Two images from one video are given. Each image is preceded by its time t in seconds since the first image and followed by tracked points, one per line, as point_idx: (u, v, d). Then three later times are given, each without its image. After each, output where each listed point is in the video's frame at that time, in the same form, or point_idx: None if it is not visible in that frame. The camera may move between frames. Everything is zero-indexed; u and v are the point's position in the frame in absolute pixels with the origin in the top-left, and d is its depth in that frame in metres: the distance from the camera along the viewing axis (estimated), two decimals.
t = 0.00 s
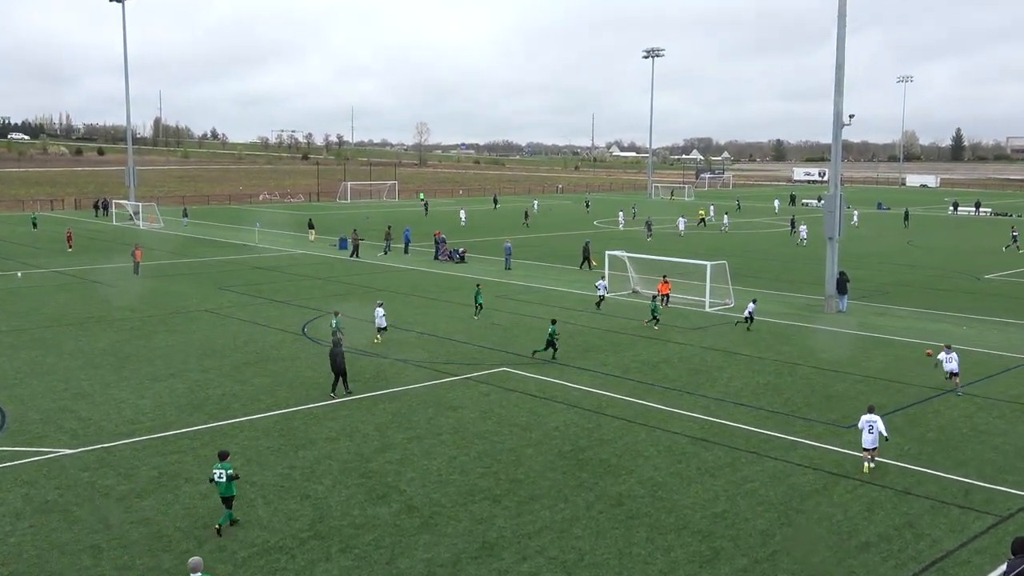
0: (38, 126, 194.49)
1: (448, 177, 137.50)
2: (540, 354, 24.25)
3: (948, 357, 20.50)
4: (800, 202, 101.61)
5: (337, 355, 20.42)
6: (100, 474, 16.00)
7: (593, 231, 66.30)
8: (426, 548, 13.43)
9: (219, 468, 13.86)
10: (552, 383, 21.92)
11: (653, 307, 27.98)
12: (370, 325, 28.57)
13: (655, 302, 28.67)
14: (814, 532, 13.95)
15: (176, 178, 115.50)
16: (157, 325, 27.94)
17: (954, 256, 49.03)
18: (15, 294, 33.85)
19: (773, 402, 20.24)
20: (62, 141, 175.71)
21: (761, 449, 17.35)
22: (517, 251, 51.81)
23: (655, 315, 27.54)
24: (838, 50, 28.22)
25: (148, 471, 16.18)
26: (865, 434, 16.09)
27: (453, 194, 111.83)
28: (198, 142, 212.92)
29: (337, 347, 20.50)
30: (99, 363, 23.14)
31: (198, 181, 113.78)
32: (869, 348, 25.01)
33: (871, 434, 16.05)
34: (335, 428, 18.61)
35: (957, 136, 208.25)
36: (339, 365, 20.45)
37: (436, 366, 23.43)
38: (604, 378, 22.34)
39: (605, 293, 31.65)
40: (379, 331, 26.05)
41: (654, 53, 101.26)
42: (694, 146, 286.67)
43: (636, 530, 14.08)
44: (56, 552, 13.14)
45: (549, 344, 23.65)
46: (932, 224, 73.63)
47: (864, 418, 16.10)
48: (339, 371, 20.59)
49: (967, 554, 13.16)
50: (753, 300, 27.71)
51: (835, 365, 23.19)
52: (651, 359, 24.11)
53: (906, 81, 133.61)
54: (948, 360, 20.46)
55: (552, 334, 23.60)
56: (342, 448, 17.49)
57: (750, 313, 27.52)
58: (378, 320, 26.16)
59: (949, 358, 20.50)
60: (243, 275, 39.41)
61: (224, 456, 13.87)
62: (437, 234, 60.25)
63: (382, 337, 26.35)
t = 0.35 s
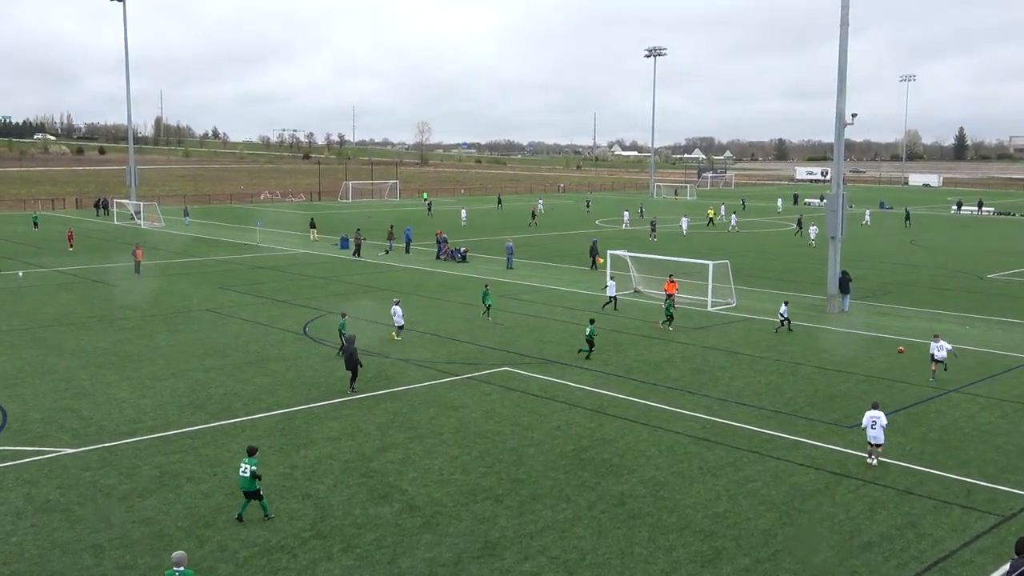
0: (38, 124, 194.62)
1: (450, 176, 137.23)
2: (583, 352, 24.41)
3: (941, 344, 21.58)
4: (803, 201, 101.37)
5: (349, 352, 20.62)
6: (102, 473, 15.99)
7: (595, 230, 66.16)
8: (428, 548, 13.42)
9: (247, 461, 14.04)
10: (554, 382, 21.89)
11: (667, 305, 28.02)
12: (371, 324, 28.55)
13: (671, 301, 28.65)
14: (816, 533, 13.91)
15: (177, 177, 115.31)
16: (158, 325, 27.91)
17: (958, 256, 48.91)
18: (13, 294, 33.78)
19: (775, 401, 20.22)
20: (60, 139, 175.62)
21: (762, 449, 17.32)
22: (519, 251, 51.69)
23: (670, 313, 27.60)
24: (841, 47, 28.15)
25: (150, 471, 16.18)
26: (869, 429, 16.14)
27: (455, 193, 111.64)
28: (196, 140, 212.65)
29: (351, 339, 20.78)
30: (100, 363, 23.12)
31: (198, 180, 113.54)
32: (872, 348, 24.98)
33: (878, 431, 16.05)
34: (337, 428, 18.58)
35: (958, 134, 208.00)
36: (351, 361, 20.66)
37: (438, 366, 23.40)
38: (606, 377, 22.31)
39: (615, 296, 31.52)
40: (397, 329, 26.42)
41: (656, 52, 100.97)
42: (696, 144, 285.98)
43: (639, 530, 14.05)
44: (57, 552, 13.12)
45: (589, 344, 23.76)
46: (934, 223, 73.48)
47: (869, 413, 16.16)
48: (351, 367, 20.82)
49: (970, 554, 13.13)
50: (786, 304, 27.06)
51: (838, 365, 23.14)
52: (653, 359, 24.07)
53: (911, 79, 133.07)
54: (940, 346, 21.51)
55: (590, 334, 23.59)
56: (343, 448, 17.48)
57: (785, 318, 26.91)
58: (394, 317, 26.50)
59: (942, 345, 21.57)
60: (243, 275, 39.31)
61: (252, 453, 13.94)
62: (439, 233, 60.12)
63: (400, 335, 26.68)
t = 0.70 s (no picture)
0: (40, 124, 194.73)
1: (451, 176, 137.14)
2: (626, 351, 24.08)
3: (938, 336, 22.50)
4: (805, 200, 101.29)
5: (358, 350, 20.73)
6: (103, 473, 16.00)
7: (596, 230, 66.12)
8: (428, 548, 13.42)
9: (257, 456, 14.03)
10: (555, 382, 21.89)
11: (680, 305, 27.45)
12: (371, 324, 28.55)
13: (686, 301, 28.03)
14: (817, 532, 13.90)
15: (178, 177, 115.28)
16: (159, 325, 27.91)
17: (959, 256, 48.91)
18: (14, 294, 33.79)
19: (777, 401, 20.21)
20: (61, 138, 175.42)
21: (763, 448, 17.32)
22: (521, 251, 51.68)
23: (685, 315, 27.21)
24: (842, 46, 28.16)
25: (151, 470, 16.19)
26: (875, 428, 16.12)
27: (456, 192, 111.55)
28: (197, 139, 212.66)
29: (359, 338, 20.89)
30: (100, 363, 23.12)
31: (199, 180, 113.48)
32: (873, 348, 24.94)
33: (884, 430, 16.02)
34: (337, 428, 18.58)
35: (960, 134, 207.86)
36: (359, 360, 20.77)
37: (438, 366, 23.38)
38: (607, 377, 22.30)
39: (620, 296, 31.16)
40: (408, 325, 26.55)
41: (658, 51, 100.89)
42: (698, 144, 285.08)
43: (640, 530, 14.04)
44: (59, 551, 13.13)
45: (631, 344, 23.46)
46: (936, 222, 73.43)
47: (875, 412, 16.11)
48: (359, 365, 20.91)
49: (970, 553, 13.12)
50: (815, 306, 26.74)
51: (839, 365, 23.14)
52: (654, 359, 24.06)
53: (914, 78, 132.75)
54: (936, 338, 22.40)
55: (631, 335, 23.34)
56: (344, 448, 17.47)
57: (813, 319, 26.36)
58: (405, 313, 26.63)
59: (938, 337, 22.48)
60: (243, 276, 39.26)
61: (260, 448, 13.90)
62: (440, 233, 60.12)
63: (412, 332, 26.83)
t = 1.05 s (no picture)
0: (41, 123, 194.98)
1: (453, 175, 137.23)
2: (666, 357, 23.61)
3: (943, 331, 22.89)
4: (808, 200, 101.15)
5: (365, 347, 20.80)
6: (104, 472, 16.00)
7: (599, 229, 66.10)
8: (430, 547, 13.42)
9: (244, 458, 13.96)
10: (556, 382, 21.88)
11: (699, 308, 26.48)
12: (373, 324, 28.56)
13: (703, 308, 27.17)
14: (819, 533, 13.89)
15: (180, 176, 115.45)
16: (160, 324, 27.93)
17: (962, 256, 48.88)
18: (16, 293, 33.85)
19: (778, 401, 20.19)
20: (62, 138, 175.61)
21: (764, 448, 17.31)
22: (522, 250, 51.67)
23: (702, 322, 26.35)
24: (845, 45, 28.16)
25: (152, 470, 16.19)
26: (888, 430, 16.01)
27: (458, 192, 111.60)
28: (199, 139, 213.04)
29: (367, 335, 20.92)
30: (102, 362, 23.14)
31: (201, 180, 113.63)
32: (875, 348, 24.94)
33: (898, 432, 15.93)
34: (339, 427, 18.59)
35: (962, 134, 207.73)
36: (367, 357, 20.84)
37: (440, 365, 23.38)
38: (608, 377, 22.29)
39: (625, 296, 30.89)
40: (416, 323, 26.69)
41: (660, 51, 100.80)
42: (700, 144, 285.22)
43: (641, 530, 14.03)
44: (60, 551, 13.13)
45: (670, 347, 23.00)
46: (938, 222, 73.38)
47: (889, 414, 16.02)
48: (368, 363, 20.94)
49: (971, 553, 13.11)
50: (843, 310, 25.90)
51: (841, 364, 23.13)
52: (656, 359, 24.05)
53: (916, 77, 132.45)
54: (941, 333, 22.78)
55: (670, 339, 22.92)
56: (345, 447, 17.47)
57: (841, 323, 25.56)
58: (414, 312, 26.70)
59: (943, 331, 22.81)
60: (245, 275, 39.29)
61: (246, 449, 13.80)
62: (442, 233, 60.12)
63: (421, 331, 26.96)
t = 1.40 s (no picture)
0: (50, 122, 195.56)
1: (461, 175, 137.23)
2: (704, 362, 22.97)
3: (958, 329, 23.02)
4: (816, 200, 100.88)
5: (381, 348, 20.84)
6: (113, 469, 16.05)
7: (607, 229, 66.03)
8: (437, 546, 13.43)
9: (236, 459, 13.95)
10: (564, 381, 21.88)
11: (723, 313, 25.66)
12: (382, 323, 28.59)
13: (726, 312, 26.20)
14: (827, 533, 13.86)
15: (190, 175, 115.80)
16: (170, 322, 28.03)
17: (972, 256, 48.70)
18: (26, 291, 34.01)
19: (787, 401, 20.16)
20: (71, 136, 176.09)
21: (772, 449, 17.29)
22: (530, 250, 51.64)
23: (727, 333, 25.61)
24: (854, 44, 28.07)
25: (161, 467, 16.24)
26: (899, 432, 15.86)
27: (466, 192, 111.62)
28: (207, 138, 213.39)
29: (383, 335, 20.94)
30: (112, 359, 23.24)
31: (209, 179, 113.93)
32: (884, 348, 24.88)
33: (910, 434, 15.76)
34: (347, 426, 18.62)
35: (972, 134, 206.97)
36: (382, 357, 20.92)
37: (448, 364, 23.40)
38: (616, 376, 22.29)
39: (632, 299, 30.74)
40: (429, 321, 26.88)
41: (668, 50, 100.72)
42: (707, 144, 284.88)
43: (649, 530, 14.02)
44: (68, 547, 13.18)
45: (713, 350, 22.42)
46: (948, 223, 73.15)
47: (898, 417, 15.89)
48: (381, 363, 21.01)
49: (980, 555, 13.07)
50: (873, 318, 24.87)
51: (849, 365, 23.09)
52: (664, 359, 24.03)
53: (926, 77, 132.14)
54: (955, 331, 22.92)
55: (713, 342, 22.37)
56: (352, 446, 17.50)
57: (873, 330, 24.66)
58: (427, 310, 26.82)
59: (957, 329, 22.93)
60: (254, 273, 39.42)
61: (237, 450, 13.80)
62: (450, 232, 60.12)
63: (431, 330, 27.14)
